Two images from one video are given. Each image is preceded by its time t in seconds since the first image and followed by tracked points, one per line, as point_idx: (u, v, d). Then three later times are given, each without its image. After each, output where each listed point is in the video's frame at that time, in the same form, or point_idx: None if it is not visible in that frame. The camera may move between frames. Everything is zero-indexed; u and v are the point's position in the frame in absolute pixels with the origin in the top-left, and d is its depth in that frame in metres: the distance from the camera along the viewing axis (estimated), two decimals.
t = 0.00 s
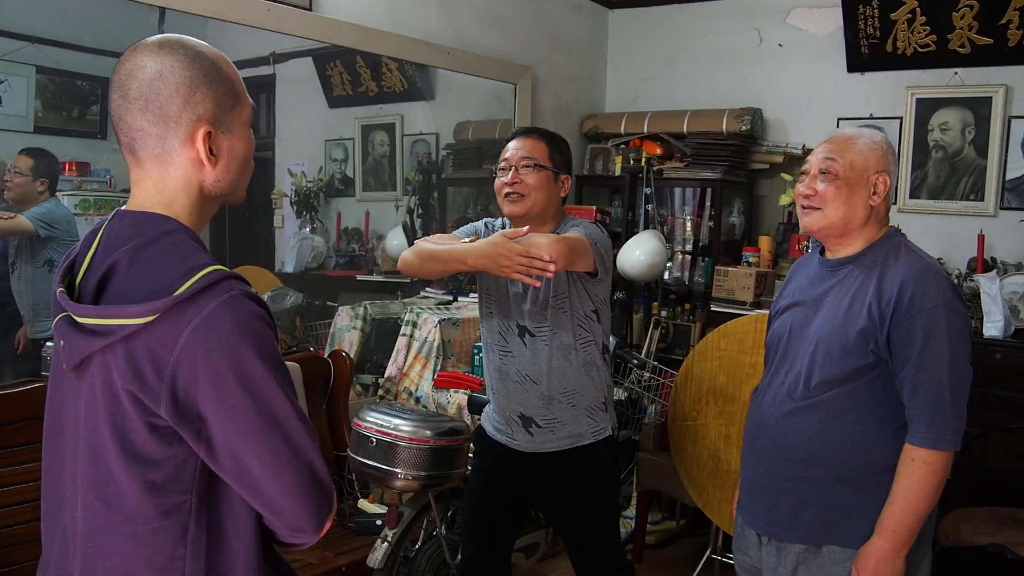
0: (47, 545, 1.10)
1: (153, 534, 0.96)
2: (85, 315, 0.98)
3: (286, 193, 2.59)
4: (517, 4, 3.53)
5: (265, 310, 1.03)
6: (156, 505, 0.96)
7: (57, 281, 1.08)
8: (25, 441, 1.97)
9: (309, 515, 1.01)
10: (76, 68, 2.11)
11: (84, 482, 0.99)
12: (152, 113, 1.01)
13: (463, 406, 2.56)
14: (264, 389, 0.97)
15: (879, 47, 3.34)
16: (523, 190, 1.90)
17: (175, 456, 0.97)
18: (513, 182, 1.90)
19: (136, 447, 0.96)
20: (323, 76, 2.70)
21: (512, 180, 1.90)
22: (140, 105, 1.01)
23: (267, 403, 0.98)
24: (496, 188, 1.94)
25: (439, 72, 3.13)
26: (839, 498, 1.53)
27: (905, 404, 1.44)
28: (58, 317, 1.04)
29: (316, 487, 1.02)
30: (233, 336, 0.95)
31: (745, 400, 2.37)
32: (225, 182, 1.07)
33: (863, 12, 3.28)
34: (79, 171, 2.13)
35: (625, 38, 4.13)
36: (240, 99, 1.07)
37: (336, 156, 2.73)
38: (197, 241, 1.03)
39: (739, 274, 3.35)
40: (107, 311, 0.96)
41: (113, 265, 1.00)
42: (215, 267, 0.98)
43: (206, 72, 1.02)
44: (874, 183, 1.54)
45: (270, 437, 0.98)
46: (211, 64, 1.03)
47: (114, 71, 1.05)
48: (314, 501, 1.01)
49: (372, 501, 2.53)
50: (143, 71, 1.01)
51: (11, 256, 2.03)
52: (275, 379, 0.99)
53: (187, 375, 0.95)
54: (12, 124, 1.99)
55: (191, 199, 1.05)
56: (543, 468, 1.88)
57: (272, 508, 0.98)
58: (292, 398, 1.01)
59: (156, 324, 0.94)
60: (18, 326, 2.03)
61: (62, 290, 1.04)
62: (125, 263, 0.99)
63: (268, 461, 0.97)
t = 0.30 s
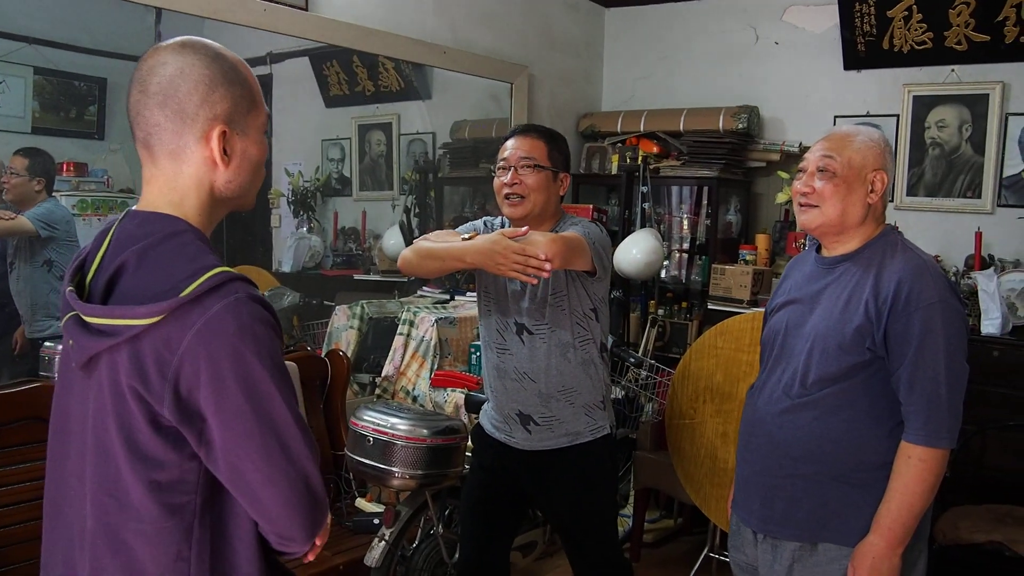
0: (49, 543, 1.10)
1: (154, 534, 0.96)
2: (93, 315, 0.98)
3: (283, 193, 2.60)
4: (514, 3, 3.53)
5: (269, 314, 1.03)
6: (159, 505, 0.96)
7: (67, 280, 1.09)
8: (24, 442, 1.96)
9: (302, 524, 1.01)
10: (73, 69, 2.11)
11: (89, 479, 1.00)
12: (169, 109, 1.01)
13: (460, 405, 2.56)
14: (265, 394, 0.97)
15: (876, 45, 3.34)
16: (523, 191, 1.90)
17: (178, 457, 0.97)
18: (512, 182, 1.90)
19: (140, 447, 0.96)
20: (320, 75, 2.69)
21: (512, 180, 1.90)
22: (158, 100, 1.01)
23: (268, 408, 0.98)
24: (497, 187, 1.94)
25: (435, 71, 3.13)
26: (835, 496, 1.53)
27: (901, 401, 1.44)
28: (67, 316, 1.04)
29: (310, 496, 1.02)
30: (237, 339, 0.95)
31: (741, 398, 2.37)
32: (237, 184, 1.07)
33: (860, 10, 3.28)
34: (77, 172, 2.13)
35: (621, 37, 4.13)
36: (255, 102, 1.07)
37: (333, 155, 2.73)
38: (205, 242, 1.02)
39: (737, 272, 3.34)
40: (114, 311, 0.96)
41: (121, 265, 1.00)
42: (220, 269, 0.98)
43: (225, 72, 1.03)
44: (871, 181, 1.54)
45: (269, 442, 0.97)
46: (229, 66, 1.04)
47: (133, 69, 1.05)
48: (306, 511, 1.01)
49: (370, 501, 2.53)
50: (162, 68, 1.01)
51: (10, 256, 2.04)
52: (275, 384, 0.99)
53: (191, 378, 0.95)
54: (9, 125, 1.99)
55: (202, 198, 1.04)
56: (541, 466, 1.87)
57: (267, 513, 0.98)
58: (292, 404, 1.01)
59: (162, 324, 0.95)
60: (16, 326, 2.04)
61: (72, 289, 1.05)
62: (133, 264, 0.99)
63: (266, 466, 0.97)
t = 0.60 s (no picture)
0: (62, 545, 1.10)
1: (171, 534, 0.95)
2: (106, 316, 0.97)
3: (283, 193, 2.61)
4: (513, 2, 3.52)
5: (282, 311, 1.02)
6: (174, 505, 0.95)
7: (79, 280, 1.09)
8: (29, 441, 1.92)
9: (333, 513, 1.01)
10: (72, 69, 2.11)
11: (106, 480, 0.99)
12: (180, 112, 1.01)
13: (460, 404, 2.56)
14: (285, 390, 0.97)
15: (876, 42, 3.33)
16: (539, 188, 1.90)
17: (194, 457, 0.96)
18: (529, 179, 1.89)
19: (156, 447, 0.96)
20: (319, 75, 2.69)
21: (529, 177, 1.89)
22: (170, 103, 1.02)
23: (289, 404, 0.97)
24: (512, 184, 1.94)
25: (435, 70, 3.13)
26: (834, 493, 1.52)
27: (899, 398, 1.43)
28: (80, 317, 1.04)
29: (340, 485, 1.02)
30: (252, 338, 0.95)
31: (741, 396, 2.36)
32: (248, 185, 1.06)
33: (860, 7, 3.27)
34: (77, 172, 2.13)
35: (621, 36, 4.13)
36: (267, 104, 1.07)
37: (333, 155, 2.73)
38: (217, 243, 1.02)
39: (737, 270, 3.34)
40: (127, 312, 0.95)
41: (134, 266, 1.00)
42: (233, 269, 0.98)
43: (236, 74, 1.03)
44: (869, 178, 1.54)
45: (292, 437, 0.97)
46: (241, 68, 1.04)
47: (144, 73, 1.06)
48: (337, 500, 1.01)
49: (370, 500, 2.53)
50: (173, 70, 1.02)
51: (14, 254, 2.05)
52: (294, 379, 0.99)
53: (209, 377, 0.95)
54: (9, 125, 1.99)
55: (213, 200, 1.04)
56: (543, 463, 1.87)
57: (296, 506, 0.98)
58: (313, 397, 1.01)
59: (176, 324, 0.94)
60: (17, 326, 2.05)
61: (84, 289, 1.05)
62: (147, 265, 0.99)
63: (292, 460, 0.97)
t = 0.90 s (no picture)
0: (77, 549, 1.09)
1: (204, 525, 0.98)
2: (121, 317, 0.97)
3: (283, 192, 2.61)
4: None
5: (299, 294, 1.02)
6: (206, 499, 0.98)
7: (88, 283, 1.09)
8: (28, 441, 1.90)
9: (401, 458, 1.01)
10: (72, 69, 2.12)
11: (127, 481, 0.99)
12: (185, 112, 1.01)
13: (461, 403, 2.56)
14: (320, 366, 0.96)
15: (876, 39, 3.33)
16: (557, 183, 1.90)
17: (223, 452, 0.98)
18: (548, 174, 1.90)
19: (185, 445, 0.96)
20: (319, 74, 2.69)
21: (549, 171, 1.89)
22: (174, 103, 1.02)
23: (327, 377, 0.97)
24: (532, 179, 1.94)
25: (434, 68, 3.13)
26: (834, 490, 1.53)
27: (898, 394, 1.43)
28: (92, 319, 1.04)
29: (403, 432, 1.02)
30: (275, 325, 0.94)
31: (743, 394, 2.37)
32: (253, 184, 1.07)
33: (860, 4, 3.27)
34: (78, 172, 2.14)
35: (621, 33, 4.12)
36: (271, 102, 1.07)
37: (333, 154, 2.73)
38: (226, 241, 1.02)
39: (738, 267, 3.34)
40: (145, 312, 0.95)
41: (146, 269, 1.00)
42: (247, 264, 0.98)
43: (239, 73, 1.02)
44: (865, 175, 1.54)
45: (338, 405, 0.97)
46: (245, 66, 1.04)
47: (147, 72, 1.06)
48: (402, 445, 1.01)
49: (372, 499, 2.53)
50: (177, 70, 1.02)
51: (21, 250, 2.06)
52: (325, 356, 0.98)
53: (239, 368, 0.94)
54: (9, 125, 2.00)
55: (219, 199, 1.05)
56: (546, 459, 1.87)
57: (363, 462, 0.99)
58: (346, 364, 1.00)
59: (196, 323, 0.94)
60: (17, 328, 2.05)
61: (95, 293, 1.05)
62: (159, 266, 0.99)
63: (344, 425, 0.97)
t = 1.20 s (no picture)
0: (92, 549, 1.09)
1: (235, 514, 1.00)
2: (141, 314, 0.98)
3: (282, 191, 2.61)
4: None
5: (314, 281, 1.02)
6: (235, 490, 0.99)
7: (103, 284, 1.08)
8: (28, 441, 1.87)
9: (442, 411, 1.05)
10: (71, 69, 2.12)
11: (151, 480, 0.99)
12: (204, 114, 1.01)
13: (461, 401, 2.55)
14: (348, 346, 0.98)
15: (874, 36, 3.33)
16: (561, 180, 1.90)
17: (251, 442, 1.00)
18: (552, 170, 1.90)
19: (213, 439, 0.97)
20: (318, 72, 2.68)
21: (552, 168, 1.90)
22: (193, 105, 1.02)
23: (358, 354, 0.98)
24: (536, 176, 1.95)
25: (433, 67, 3.13)
26: (832, 487, 1.53)
27: (895, 391, 1.44)
28: (110, 317, 1.04)
29: (438, 386, 1.05)
30: (299, 312, 0.95)
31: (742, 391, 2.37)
32: (270, 186, 1.07)
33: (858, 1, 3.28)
34: (77, 172, 2.14)
35: (620, 31, 4.12)
36: (289, 104, 1.07)
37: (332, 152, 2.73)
38: (242, 238, 1.02)
39: (737, 264, 3.34)
40: (165, 309, 0.96)
41: (163, 268, 1.00)
42: (264, 258, 0.99)
43: (258, 75, 1.02)
44: (867, 172, 1.55)
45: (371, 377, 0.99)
46: (264, 68, 1.04)
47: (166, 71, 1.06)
48: (441, 398, 1.05)
49: (371, 498, 2.53)
50: (196, 72, 1.02)
51: (19, 249, 2.08)
52: (349, 335, 0.99)
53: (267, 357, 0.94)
54: (8, 125, 2.00)
55: (237, 199, 1.05)
56: (547, 456, 1.88)
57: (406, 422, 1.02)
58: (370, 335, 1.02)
59: (218, 317, 0.95)
60: (17, 329, 2.07)
61: (112, 292, 1.04)
62: (176, 266, 0.99)
63: (383, 393, 1.00)
